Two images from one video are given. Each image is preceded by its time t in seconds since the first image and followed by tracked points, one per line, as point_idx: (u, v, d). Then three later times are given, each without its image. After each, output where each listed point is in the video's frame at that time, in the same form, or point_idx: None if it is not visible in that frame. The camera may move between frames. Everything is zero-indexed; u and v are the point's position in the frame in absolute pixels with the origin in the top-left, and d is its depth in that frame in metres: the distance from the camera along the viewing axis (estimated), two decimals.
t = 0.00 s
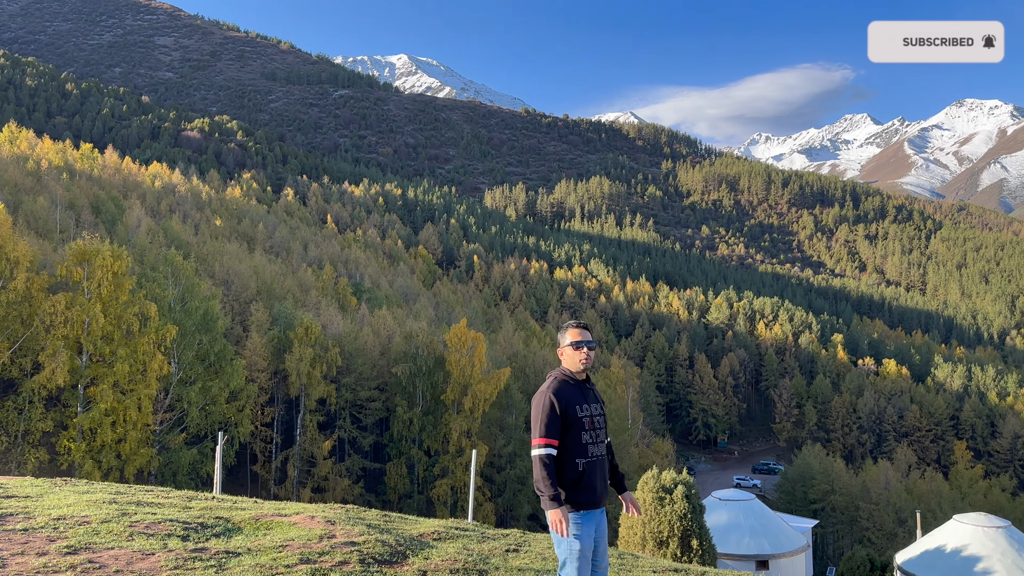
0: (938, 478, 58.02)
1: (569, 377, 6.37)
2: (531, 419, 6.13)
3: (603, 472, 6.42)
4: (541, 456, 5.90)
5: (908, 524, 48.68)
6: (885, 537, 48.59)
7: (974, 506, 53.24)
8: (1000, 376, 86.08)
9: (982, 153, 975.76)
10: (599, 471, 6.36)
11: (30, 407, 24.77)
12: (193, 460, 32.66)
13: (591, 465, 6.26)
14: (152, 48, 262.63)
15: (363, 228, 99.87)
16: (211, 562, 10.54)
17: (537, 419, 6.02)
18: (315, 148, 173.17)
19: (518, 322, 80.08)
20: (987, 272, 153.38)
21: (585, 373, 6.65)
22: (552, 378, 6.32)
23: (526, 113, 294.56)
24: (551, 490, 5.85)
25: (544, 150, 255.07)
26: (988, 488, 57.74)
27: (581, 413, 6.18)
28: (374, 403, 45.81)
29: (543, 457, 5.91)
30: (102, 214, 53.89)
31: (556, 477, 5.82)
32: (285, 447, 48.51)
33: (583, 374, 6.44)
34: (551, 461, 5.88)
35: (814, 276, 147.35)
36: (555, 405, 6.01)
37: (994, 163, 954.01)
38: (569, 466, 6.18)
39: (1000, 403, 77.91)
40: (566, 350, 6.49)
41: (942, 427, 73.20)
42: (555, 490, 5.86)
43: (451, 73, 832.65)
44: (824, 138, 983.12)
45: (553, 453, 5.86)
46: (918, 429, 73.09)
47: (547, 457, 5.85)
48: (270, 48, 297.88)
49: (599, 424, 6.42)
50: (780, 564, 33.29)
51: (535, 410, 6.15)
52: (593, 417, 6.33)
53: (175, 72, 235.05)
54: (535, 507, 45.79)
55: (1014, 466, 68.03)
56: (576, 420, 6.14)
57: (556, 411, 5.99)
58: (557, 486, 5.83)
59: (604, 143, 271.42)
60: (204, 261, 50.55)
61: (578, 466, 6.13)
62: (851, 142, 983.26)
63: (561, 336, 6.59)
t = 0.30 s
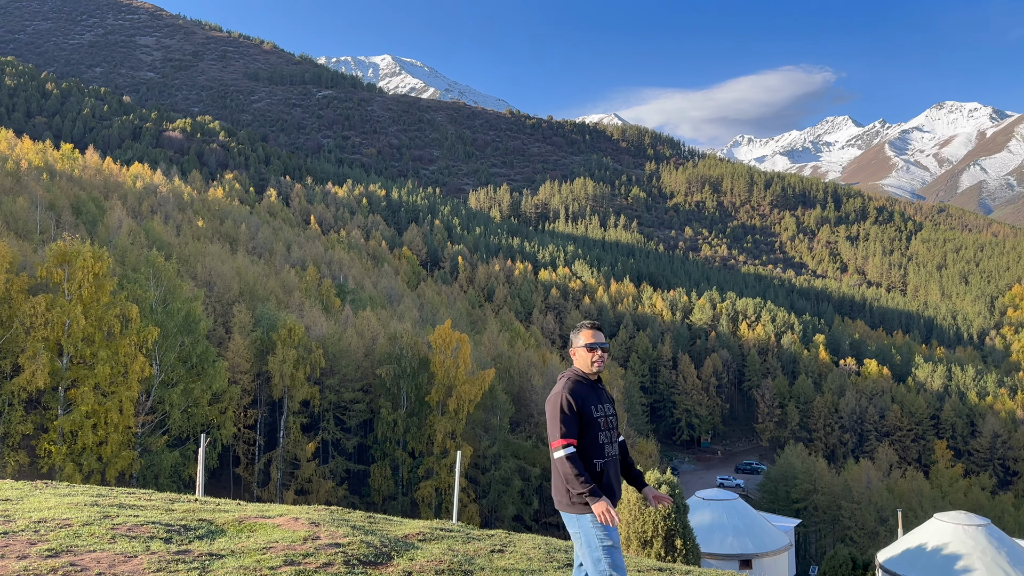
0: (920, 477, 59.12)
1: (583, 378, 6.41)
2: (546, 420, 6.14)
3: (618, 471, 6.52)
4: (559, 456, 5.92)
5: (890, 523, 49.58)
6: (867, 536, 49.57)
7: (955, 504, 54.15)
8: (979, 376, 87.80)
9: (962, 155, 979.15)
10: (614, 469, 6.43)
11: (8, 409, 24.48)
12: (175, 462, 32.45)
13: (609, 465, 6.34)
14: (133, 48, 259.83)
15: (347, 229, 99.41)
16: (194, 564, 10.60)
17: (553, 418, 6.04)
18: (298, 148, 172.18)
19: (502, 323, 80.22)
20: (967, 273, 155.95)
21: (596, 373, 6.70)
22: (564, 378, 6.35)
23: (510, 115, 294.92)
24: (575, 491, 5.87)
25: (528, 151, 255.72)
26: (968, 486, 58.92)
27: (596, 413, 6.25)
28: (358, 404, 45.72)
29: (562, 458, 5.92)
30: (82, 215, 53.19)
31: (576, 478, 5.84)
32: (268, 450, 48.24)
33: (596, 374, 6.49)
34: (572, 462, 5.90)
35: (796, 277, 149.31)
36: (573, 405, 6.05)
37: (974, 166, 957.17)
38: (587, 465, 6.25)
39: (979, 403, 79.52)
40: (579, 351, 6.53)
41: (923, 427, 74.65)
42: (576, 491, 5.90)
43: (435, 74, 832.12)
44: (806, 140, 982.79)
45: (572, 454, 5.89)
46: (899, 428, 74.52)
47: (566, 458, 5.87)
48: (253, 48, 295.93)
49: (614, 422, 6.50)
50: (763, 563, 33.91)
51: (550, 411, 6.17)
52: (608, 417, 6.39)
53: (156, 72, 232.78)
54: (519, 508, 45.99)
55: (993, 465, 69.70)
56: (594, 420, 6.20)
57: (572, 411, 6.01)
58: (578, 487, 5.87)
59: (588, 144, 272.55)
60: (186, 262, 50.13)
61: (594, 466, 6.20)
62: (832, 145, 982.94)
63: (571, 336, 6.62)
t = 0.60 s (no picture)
0: (897, 475, 60.27)
1: (597, 386, 6.66)
2: (564, 433, 6.37)
3: (630, 480, 6.82)
4: (575, 470, 6.17)
5: (867, 521, 50.34)
6: (845, 534, 50.28)
7: (930, 503, 54.96)
8: (954, 376, 89.87)
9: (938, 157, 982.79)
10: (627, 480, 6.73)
11: None
12: (152, 465, 32.14)
13: (622, 476, 6.65)
14: (110, 46, 256.11)
15: (327, 229, 98.66)
16: (170, 568, 10.67)
17: (572, 432, 6.26)
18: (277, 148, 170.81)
19: (483, 323, 80.26)
20: (942, 274, 159.18)
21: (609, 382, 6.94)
22: (579, 389, 6.56)
23: (492, 115, 295.17)
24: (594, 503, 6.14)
25: (509, 152, 255.97)
26: (943, 484, 60.32)
27: (612, 425, 6.50)
28: (338, 406, 45.60)
29: (578, 472, 6.16)
30: (58, 214, 52.27)
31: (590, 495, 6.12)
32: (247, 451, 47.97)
33: (610, 385, 6.73)
34: (588, 477, 6.15)
35: (775, 278, 151.47)
36: (593, 420, 6.28)
37: (948, 169, 962.11)
38: (602, 479, 6.53)
39: (954, 402, 81.42)
40: (595, 359, 6.77)
41: (899, 426, 76.19)
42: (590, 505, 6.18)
43: (417, 75, 830.68)
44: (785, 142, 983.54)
45: (588, 470, 6.13)
46: (876, 428, 75.80)
47: (582, 475, 6.12)
48: (232, 48, 293.76)
49: (626, 433, 6.77)
50: (743, 562, 34.58)
51: (566, 423, 6.39)
52: (623, 428, 6.68)
53: (133, 71, 230.06)
54: (501, 508, 46.24)
55: (968, 463, 71.28)
56: (611, 433, 6.46)
57: (590, 425, 6.24)
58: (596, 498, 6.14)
59: (569, 146, 273.63)
60: (164, 262, 49.54)
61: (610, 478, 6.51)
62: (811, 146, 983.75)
63: (586, 345, 6.82)
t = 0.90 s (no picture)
0: (866, 474, 62.01)
1: (599, 385, 6.59)
2: (568, 434, 6.30)
3: (635, 480, 6.76)
4: (580, 471, 6.11)
5: (835, 518, 51.33)
6: (813, 531, 51.29)
7: (898, 499, 55.93)
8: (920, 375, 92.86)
9: (905, 160, 982.97)
10: (632, 480, 6.68)
11: None
12: (120, 466, 31.75)
13: (629, 475, 6.61)
14: (76, 39, 251.00)
15: (299, 228, 97.67)
16: (137, 570, 10.85)
17: (574, 432, 6.21)
18: (248, 145, 168.67)
19: (457, 323, 80.46)
20: (908, 274, 163.82)
21: (612, 380, 6.89)
22: (581, 385, 6.50)
23: (466, 114, 295.07)
24: (602, 505, 6.05)
25: (484, 151, 256.34)
26: (908, 482, 62.37)
27: (616, 424, 6.46)
28: (310, 406, 45.47)
29: (584, 473, 6.09)
30: (21, 211, 50.96)
31: (594, 497, 6.05)
32: (216, 452, 47.58)
33: (612, 383, 6.68)
34: (593, 477, 6.08)
35: (745, 278, 154.76)
36: (596, 419, 6.22)
37: (913, 170, 963.18)
38: (608, 479, 6.47)
39: (920, 401, 84.20)
40: (595, 357, 6.73)
41: (867, 425, 78.79)
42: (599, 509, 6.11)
43: (391, 72, 825.65)
44: (755, 144, 983.03)
45: (593, 470, 6.06)
46: (844, 426, 77.33)
47: (588, 475, 6.05)
48: (203, 43, 289.78)
49: (631, 431, 6.73)
50: (715, 562, 35.78)
51: (570, 423, 6.32)
52: (627, 426, 6.64)
53: (102, 66, 226.64)
54: (473, 508, 46.63)
55: (933, 461, 73.77)
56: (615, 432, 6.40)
57: (595, 423, 6.18)
58: (602, 499, 6.06)
59: (543, 146, 274.72)
60: (131, 260, 48.78)
61: (617, 478, 6.46)
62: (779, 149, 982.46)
63: (587, 343, 6.77)
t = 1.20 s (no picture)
0: (823, 470, 64.59)
1: (578, 384, 6.52)
2: (546, 435, 6.24)
3: (618, 481, 6.68)
4: (561, 471, 6.03)
5: (792, 514, 53.77)
6: (772, 527, 53.59)
7: (853, 495, 58.53)
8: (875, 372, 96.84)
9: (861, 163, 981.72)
10: (614, 480, 6.56)
11: None
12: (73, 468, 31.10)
13: (609, 477, 6.50)
14: (27, 32, 244.84)
15: (258, 226, 96.07)
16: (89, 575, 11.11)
17: (550, 433, 6.13)
18: (206, 140, 165.32)
19: (420, 322, 80.55)
20: (863, 274, 170.04)
21: (592, 380, 6.83)
22: (559, 387, 6.44)
23: (430, 112, 294.10)
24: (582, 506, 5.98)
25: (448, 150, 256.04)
26: (864, 477, 65.21)
27: (595, 424, 6.37)
28: (270, 407, 45.21)
29: (565, 472, 6.01)
30: None
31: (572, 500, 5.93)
32: (173, 454, 46.92)
33: (591, 382, 6.61)
34: (577, 476, 5.98)
35: (705, 277, 158.84)
36: (574, 418, 6.15)
37: (869, 172, 970.29)
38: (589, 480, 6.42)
39: (875, 398, 88.03)
40: (572, 356, 6.67)
41: (824, 422, 82.21)
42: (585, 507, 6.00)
43: (354, 69, 816.88)
44: (716, 145, 982.92)
45: (573, 468, 5.99)
46: (802, 423, 81.15)
47: (568, 473, 5.98)
48: (161, 38, 284.81)
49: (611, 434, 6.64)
50: (674, 557, 36.95)
51: (547, 423, 6.26)
52: (606, 426, 6.54)
53: (56, 60, 223.27)
54: (436, 508, 46.97)
55: (887, 457, 77.72)
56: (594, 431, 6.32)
57: (573, 422, 6.11)
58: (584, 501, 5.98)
59: (507, 145, 275.53)
60: (85, 258, 47.63)
61: (598, 478, 6.36)
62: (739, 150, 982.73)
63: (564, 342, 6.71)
